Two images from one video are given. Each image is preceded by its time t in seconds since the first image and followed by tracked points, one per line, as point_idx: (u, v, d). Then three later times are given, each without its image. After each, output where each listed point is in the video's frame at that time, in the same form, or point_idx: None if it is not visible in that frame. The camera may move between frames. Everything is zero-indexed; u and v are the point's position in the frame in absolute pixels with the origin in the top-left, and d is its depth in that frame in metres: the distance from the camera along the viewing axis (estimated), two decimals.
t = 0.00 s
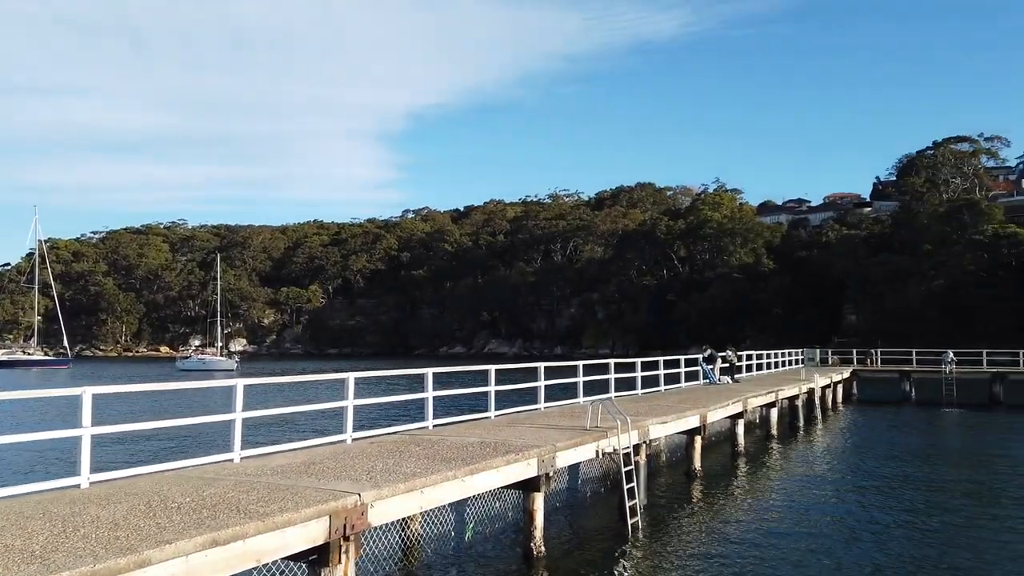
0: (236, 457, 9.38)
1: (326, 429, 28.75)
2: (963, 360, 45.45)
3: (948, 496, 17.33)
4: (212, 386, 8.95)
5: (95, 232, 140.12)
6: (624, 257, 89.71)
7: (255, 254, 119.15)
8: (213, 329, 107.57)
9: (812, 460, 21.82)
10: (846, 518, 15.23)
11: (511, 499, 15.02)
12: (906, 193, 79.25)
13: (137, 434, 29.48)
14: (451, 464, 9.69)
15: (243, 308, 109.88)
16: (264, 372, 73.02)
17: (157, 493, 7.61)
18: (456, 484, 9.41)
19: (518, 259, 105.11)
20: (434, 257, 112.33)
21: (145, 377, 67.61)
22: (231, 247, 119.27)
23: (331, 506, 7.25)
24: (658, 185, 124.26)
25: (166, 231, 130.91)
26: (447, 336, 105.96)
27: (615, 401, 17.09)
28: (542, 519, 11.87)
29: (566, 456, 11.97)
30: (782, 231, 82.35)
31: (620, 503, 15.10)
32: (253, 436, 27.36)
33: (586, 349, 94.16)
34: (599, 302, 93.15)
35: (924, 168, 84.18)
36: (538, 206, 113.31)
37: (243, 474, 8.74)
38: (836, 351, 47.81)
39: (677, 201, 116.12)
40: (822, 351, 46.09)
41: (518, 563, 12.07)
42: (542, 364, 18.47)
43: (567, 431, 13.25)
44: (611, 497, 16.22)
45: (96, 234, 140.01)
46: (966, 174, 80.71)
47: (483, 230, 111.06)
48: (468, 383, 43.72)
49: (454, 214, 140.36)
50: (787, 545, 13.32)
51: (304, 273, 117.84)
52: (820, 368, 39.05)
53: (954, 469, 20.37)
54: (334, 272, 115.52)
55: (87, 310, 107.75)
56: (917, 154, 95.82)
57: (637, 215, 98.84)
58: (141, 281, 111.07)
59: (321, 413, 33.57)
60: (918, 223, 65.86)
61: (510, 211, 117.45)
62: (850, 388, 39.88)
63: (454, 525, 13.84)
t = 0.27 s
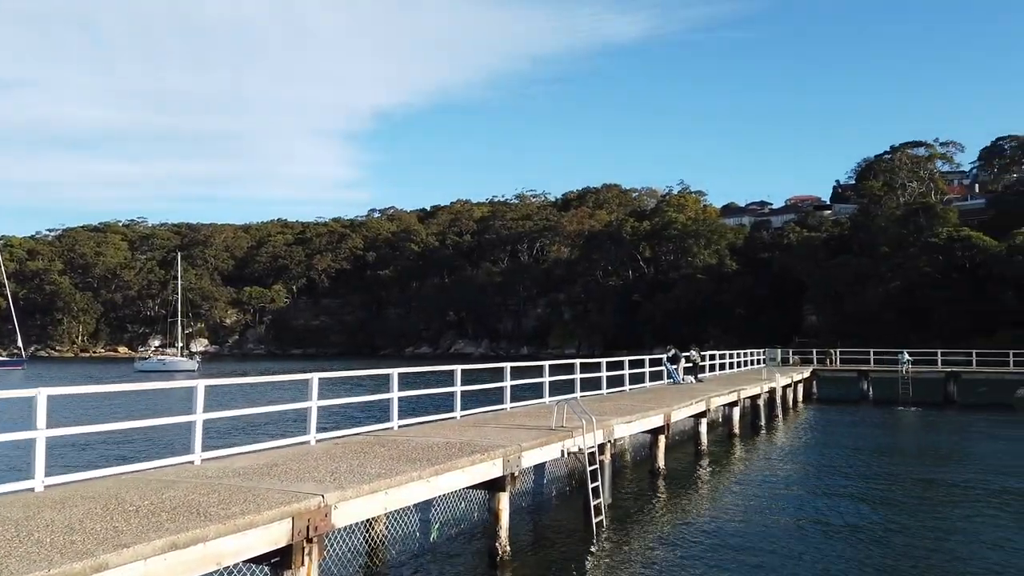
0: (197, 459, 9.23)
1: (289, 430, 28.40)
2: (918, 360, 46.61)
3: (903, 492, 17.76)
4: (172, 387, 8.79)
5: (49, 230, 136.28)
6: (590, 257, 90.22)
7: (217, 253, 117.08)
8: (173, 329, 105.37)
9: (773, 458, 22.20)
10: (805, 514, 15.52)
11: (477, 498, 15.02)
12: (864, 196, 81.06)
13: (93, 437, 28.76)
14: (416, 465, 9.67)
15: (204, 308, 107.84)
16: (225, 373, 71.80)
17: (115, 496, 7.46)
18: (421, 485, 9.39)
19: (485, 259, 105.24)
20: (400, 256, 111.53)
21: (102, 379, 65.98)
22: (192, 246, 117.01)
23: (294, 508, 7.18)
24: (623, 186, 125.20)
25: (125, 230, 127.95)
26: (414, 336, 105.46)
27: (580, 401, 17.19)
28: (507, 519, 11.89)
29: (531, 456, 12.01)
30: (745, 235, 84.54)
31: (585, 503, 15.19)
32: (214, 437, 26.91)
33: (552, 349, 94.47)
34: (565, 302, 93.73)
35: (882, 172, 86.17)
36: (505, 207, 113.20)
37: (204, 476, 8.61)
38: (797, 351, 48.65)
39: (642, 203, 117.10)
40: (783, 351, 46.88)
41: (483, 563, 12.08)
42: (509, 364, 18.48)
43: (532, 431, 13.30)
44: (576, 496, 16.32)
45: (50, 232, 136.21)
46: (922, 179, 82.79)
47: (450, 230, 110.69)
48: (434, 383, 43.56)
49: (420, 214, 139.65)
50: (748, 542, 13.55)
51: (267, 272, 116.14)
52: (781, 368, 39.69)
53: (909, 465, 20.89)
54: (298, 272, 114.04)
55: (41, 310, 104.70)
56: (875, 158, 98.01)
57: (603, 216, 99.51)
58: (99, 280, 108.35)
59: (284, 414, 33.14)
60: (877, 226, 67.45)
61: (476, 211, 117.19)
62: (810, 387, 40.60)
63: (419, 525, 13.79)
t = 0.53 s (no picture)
0: (158, 462, 9.06)
1: (254, 432, 28.02)
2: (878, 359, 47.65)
3: (864, 489, 18.12)
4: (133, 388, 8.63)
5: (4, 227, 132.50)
6: (558, 258, 90.55)
7: (180, 252, 114.95)
8: (134, 329, 103.17)
9: (737, 456, 22.53)
10: (768, 512, 15.77)
11: (444, 499, 14.97)
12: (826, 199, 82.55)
13: (50, 439, 28.04)
14: (382, 466, 9.61)
15: (167, 307, 105.77)
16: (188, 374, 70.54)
17: (73, 500, 7.29)
18: (388, 486, 9.33)
19: (453, 259, 105.20)
20: (367, 256, 110.70)
21: (59, 380, 64.36)
22: (155, 245, 114.71)
23: (258, 510, 7.10)
24: (591, 187, 125.90)
25: (84, 227, 125.00)
26: (381, 336, 104.79)
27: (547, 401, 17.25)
28: (474, 519, 11.89)
29: (499, 456, 12.02)
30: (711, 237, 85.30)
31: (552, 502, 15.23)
32: (177, 439, 26.44)
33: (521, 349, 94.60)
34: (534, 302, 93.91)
35: (844, 175, 87.87)
36: (473, 206, 113.00)
37: (166, 479, 8.46)
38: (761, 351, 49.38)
39: (610, 204, 117.88)
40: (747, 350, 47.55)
41: (450, 564, 12.05)
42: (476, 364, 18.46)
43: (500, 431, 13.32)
44: (544, 496, 16.36)
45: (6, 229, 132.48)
46: (882, 182, 84.62)
47: (418, 230, 110.14)
48: (401, 384, 43.33)
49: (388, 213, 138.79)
50: (713, 540, 13.72)
51: (232, 271, 114.38)
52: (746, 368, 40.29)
53: (870, 464, 21.31)
54: (263, 271, 112.54)
55: None
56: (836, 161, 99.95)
57: (572, 216, 100.00)
58: (57, 280, 105.72)
59: (249, 415, 32.69)
60: (839, 228, 68.88)
61: (445, 211, 116.83)
62: (773, 386, 41.27)
63: (386, 527, 13.70)
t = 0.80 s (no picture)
0: (119, 464, 8.90)
1: (219, 433, 27.62)
2: (841, 359, 48.57)
3: (827, 487, 18.46)
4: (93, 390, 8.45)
5: None
6: (528, 258, 90.67)
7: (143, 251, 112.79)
8: (95, 329, 100.95)
9: (704, 455, 22.81)
10: (734, 510, 15.98)
11: (412, 500, 14.92)
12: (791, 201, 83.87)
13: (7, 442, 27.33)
14: (349, 467, 9.55)
15: (130, 307, 103.67)
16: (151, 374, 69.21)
17: (31, 503, 7.13)
18: (355, 487, 9.28)
19: (423, 259, 105.01)
20: (335, 255, 109.74)
21: (16, 381, 62.70)
22: (117, 243, 112.38)
23: (223, 513, 7.02)
24: (561, 188, 126.38)
25: (43, 225, 121.95)
26: (349, 336, 104.09)
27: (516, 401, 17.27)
28: (443, 520, 11.87)
29: (467, 456, 12.01)
30: (679, 237, 86.20)
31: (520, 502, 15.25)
32: (140, 441, 25.96)
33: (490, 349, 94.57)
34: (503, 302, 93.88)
35: (808, 178, 89.35)
36: (443, 206, 112.57)
37: (128, 481, 8.32)
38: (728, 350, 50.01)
39: (580, 204, 118.43)
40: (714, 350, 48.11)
41: (418, 565, 12.01)
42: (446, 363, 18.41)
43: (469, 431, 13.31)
44: (513, 496, 16.40)
45: None
46: (846, 185, 86.23)
47: (388, 229, 109.49)
48: (370, 385, 43.04)
49: (356, 212, 137.75)
50: (680, 538, 13.86)
51: (197, 271, 112.54)
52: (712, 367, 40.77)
53: (832, 462, 21.71)
54: (230, 270, 110.99)
55: None
56: (802, 164, 101.61)
57: (542, 217, 100.39)
58: (15, 278, 103.14)
59: (214, 416, 32.20)
60: (803, 230, 70.10)
61: (414, 210, 116.35)
62: (739, 386, 41.82)
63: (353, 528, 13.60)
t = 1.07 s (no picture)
0: (80, 466, 8.73)
1: (183, 435, 27.19)
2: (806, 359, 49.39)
3: (792, 484, 18.76)
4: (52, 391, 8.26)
5: None
6: (499, 258, 90.62)
7: (106, 249, 110.40)
8: (55, 329, 98.55)
9: (671, 454, 23.04)
10: (701, 508, 16.18)
11: (380, 501, 14.85)
12: (758, 203, 85.01)
13: None
14: (317, 468, 9.48)
15: (91, 306, 101.36)
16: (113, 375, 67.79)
17: None
18: (323, 488, 9.21)
19: (392, 258, 104.65)
20: (303, 254, 108.46)
21: None
22: (78, 241, 109.90)
23: (187, 515, 6.92)
24: (532, 188, 126.64)
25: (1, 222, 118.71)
26: (317, 336, 103.22)
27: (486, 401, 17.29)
28: (411, 520, 11.83)
29: (436, 456, 11.99)
30: (648, 238, 87.07)
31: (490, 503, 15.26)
32: (102, 443, 25.47)
33: (459, 349, 94.43)
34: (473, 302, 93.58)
35: (774, 180, 90.60)
36: (413, 205, 111.88)
37: (90, 484, 8.17)
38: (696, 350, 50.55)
39: (550, 204, 118.70)
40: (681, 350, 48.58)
41: (386, 565, 11.97)
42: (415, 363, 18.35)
43: (438, 431, 13.29)
44: (482, 497, 16.40)
45: None
46: (811, 187, 87.63)
47: (357, 228, 108.58)
48: (338, 386, 42.71)
49: (325, 211, 136.47)
50: (647, 536, 13.99)
51: (161, 270, 110.50)
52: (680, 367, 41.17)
53: (797, 459, 22.08)
54: (195, 269, 109.17)
55: None
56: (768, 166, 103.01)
57: (512, 217, 100.63)
58: None
59: (178, 418, 31.70)
60: (770, 232, 71.19)
61: (384, 209, 115.56)
62: (705, 385, 42.31)
63: (320, 529, 13.51)
